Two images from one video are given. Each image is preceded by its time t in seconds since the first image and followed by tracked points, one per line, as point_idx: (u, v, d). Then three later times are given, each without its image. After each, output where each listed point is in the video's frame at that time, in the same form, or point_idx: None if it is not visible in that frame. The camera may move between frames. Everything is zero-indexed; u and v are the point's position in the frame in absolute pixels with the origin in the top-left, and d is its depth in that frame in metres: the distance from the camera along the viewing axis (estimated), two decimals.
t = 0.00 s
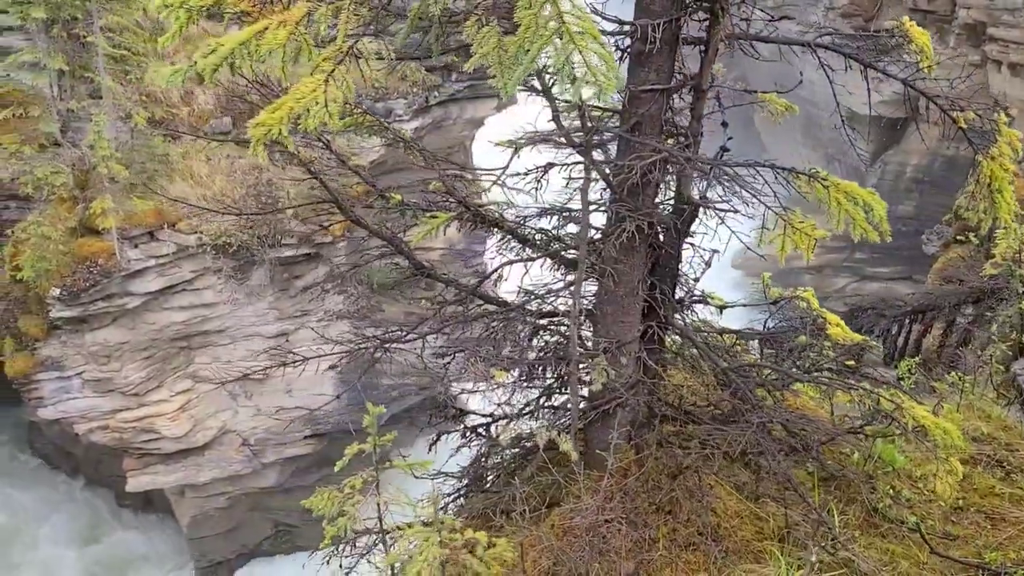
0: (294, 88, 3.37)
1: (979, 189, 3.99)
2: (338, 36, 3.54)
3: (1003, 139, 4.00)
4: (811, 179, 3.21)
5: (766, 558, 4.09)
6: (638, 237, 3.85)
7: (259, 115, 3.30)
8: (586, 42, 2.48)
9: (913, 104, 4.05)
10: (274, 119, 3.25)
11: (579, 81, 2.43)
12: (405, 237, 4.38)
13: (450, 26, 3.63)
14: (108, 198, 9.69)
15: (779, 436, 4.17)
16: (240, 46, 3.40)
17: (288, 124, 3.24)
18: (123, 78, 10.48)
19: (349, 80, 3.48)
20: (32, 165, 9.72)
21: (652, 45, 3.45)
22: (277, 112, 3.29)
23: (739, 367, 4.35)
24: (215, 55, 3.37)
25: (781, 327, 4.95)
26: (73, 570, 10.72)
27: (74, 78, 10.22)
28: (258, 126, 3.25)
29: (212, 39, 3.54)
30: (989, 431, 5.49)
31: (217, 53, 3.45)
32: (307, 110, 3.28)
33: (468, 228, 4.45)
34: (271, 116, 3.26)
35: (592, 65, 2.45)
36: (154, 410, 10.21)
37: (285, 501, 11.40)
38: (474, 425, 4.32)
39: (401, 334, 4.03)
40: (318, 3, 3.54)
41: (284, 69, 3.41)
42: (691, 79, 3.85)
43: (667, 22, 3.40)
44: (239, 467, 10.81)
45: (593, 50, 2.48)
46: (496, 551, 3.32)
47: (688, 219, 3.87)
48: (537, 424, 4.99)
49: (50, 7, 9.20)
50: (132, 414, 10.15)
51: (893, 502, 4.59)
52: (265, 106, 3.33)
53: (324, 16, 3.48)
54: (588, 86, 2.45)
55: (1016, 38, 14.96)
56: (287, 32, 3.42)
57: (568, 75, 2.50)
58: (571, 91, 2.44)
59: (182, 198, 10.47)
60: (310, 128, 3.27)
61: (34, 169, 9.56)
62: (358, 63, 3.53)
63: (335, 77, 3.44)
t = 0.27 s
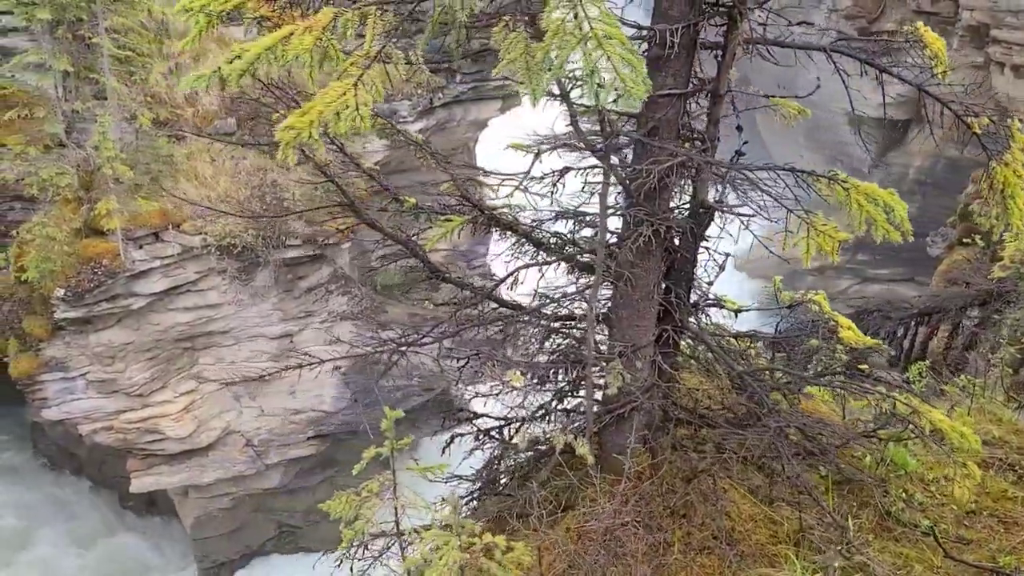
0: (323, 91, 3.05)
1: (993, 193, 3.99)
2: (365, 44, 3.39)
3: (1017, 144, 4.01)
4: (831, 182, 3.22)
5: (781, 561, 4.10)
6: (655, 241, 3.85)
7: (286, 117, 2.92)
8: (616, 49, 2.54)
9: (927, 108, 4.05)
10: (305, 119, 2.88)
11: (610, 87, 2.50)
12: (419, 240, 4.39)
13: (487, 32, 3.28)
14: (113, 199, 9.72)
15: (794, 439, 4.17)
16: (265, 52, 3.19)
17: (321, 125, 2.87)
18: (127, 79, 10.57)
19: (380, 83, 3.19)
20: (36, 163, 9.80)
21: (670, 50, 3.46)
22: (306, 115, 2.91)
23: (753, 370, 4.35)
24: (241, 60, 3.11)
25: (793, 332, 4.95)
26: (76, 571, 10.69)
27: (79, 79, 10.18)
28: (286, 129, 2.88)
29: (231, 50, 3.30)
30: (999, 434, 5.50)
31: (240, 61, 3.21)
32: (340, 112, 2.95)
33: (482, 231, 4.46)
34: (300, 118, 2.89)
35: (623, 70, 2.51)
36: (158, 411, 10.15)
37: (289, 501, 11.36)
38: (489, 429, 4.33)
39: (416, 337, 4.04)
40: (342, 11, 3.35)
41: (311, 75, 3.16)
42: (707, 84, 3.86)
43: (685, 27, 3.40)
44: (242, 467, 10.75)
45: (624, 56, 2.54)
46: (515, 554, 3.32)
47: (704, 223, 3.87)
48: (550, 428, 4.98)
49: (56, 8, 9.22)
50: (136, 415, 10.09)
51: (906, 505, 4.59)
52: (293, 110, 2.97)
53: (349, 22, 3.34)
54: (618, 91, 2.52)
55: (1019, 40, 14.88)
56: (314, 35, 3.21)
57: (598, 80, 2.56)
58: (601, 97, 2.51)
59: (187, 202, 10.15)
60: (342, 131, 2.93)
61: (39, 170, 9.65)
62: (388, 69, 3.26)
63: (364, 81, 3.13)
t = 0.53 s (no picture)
0: (342, 101, 3.33)
1: (1005, 182, 3.99)
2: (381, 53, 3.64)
3: None
4: (847, 178, 3.21)
5: (802, 557, 4.10)
6: (669, 241, 3.85)
7: (308, 131, 3.17)
8: (640, 53, 2.60)
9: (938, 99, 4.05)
10: (326, 132, 3.12)
11: (634, 88, 2.57)
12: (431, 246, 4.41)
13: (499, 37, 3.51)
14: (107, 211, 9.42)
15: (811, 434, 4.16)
16: (285, 63, 3.34)
17: (341, 137, 3.12)
18: (119, 90, 10.54)
19: (396, 92, 3.47)
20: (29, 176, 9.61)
21: (681, 51, 3.46)
22: (326, 128, 3.16)
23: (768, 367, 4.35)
24: (262, 71, 3.28)
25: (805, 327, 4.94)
26: None
27: (70, 92, 10.18)
28: (308, 142, 3.13)
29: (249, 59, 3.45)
30: (1010, 423, 5.55)
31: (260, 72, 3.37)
32: (359, 125, 3.22)
33: (492, 235, 4.47)
34: (321, 131, 3.13)
35: (645, 72, 2.59)
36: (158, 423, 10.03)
37: (292, 509, 11.36)
38: (508, 430, 4.38)
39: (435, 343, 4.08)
40: (359, 20, 3.55)
41: (330, 84, 3.38)
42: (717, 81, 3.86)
43: (695, 26, 3.39)
44: (245, 477, 10.71)
45: (647, 58, 2.61)
46: (541, 560, 3.30)
47: (718, 220, 3.89)
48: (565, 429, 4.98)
49: (46, 21, 9.24)
50: (136, 428, 9.94)
51: (923, 497, 4.59)
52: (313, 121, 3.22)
53: (366, 31, 3.55)
54: (642, 92, 2.60)
55: (1008, 28, 14.65)
56: (332, 46, 3.39)
57: (620, 81, 2.60)
58: (625, 100, 2.58)
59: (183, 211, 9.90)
60: (362, 143, 3.20)
61: (33, 184, 9.46)
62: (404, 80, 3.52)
63: (381, 92, 3.40)
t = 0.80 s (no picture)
0: (345, 111, 3.36)
1: (993, 169, 4.06)
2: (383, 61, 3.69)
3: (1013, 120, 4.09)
4: (845, 172, 3.26)
5: (809, 547, 4.13)
6: (668, 238, 3.88)
7: (311, 142, 3.19)
8: (639, 56, 2.60)
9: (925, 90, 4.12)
10: (329, 142, 3.15)
11: (634, 91, 2.58)
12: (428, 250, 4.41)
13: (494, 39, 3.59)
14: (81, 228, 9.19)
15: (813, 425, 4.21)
16: (284, 78, 3.49)
17: (345, 146, 3.14)
18: (93, 103, 10.14)
19: (398, 100, 3.47)
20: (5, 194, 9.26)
21: (675, 49, 3.48)
22: (329, 138, 3.19)
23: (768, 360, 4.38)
24: (265, 85, 3.44)
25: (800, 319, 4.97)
26: None
27: (44, 107, 9.66)
28: (311, 151, 3.14)
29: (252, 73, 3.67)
30: (999, 405, 5.63)
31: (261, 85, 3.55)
32: (362, 133, 3.23)
33: (488, 238, 4.47)
34: (325, 140, 3.16)
35: (645, 74, 2.60)
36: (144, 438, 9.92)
37: (281, 520, 11.32)
38: (511, 433, 4.38)
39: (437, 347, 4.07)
40: (358, 31, 3.63)
41: (331, 96, 3.48)
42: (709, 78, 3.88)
43: (688, 24, 3.42)
44: (235, 489, 10.67)
45: (646, 61, 2.61)
46: (554, 560, 3.30)
47: (716, 216, 3.93)
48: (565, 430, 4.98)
49: (16, 34, 8.97)
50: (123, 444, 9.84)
51: (921, 482, 4.65)
52: (316, 133, 3.23)
53: (366, 40, 3.59)
54: (641, 94, 2.60)
55: (976, 15, 14.35)
56: (332, 57, 3.48)
57: (620, 83, 2.61)
58: (626, 102, 2.59)
59: (162, 223, 9.77)
60: (367, 150, 3.23)
61: (8, 201, 9.19)
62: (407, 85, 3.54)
63: (384, 99, 3.41)
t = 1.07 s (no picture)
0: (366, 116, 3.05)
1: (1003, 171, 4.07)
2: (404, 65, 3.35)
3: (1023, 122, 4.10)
4: (861, 173, 3.28)
5: (821, 547, 4.13)
6: (682, 239, 3.89)
7: (333, 146, 2.94)
8: (657, 60, 2.56)
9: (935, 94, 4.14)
10: (352, 147, 2.90)
11: (653, 97, 2.54)
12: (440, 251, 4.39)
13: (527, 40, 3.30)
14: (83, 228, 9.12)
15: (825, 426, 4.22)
16: (306, 82, 3.10)
17: (369, 151, 2.90)
18: (94, 105, 9.97)
19: (422, 106, 3.16)
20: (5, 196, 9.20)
21: (691, 52, 3.48)
22: (352, 142, 2.93)
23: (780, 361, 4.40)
24: (287, 88, 3.04)
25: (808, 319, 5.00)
26: None
27: (44, 108, 9.53)
28: (333, 157, 2.90)
29: (275, 73, 3.23)
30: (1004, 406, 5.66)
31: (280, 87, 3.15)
32: (384, 138, 2.97)
33: (499, 239, 4.46)
34: (347, 145, 2.91)
35: (665, 80, 2.55)
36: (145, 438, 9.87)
37: (282, 521, 11.26)
38: (523, 434, 4.38)
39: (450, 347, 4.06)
40: (378, 34, 3.30)
41: (353, 101, 3.09)
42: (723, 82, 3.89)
43: (704, 27, 3.44)
44: (235, 490, 10.54)
45: (664, 65, 2.57)
46: (571, 560, 3.30)
47: (728, 218, 3.94)
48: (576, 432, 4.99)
49: (17, 37, 8.82)
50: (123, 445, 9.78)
51: (931, 482, 4.66)
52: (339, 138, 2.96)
53: (389, 44, 3.29)
54: (660, 99, 2.56)
55: (975, 16, 14.34)
56: (355, 61, 3.13)
57: (639, 90, 2.57)
58: (646, 108, 2.54)
59: (162, 225, 9.77)
60: (389, 158, 2.96)
61: (9, 202, 9.12)
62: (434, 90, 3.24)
63: (409, 102, 3.13)
